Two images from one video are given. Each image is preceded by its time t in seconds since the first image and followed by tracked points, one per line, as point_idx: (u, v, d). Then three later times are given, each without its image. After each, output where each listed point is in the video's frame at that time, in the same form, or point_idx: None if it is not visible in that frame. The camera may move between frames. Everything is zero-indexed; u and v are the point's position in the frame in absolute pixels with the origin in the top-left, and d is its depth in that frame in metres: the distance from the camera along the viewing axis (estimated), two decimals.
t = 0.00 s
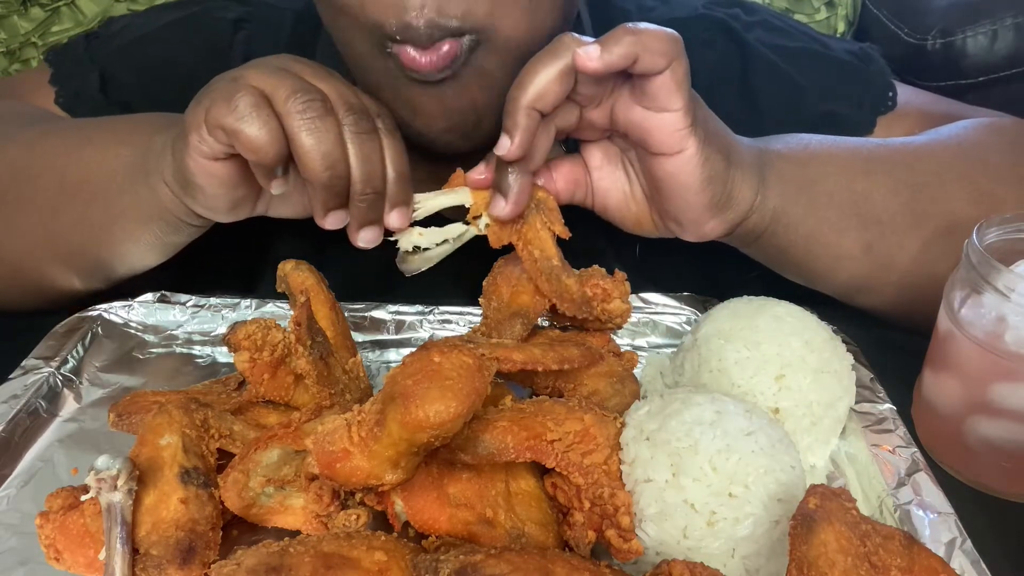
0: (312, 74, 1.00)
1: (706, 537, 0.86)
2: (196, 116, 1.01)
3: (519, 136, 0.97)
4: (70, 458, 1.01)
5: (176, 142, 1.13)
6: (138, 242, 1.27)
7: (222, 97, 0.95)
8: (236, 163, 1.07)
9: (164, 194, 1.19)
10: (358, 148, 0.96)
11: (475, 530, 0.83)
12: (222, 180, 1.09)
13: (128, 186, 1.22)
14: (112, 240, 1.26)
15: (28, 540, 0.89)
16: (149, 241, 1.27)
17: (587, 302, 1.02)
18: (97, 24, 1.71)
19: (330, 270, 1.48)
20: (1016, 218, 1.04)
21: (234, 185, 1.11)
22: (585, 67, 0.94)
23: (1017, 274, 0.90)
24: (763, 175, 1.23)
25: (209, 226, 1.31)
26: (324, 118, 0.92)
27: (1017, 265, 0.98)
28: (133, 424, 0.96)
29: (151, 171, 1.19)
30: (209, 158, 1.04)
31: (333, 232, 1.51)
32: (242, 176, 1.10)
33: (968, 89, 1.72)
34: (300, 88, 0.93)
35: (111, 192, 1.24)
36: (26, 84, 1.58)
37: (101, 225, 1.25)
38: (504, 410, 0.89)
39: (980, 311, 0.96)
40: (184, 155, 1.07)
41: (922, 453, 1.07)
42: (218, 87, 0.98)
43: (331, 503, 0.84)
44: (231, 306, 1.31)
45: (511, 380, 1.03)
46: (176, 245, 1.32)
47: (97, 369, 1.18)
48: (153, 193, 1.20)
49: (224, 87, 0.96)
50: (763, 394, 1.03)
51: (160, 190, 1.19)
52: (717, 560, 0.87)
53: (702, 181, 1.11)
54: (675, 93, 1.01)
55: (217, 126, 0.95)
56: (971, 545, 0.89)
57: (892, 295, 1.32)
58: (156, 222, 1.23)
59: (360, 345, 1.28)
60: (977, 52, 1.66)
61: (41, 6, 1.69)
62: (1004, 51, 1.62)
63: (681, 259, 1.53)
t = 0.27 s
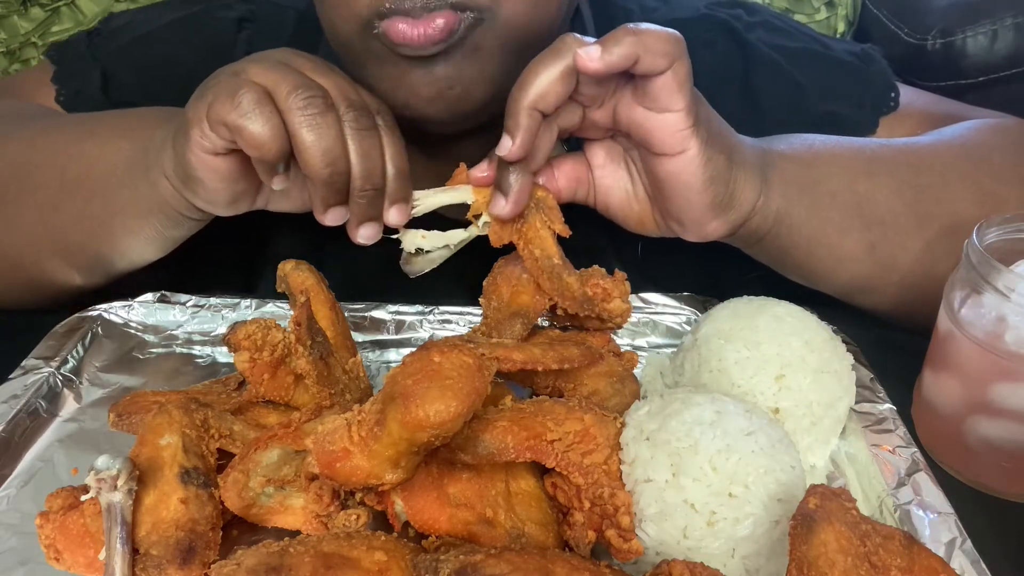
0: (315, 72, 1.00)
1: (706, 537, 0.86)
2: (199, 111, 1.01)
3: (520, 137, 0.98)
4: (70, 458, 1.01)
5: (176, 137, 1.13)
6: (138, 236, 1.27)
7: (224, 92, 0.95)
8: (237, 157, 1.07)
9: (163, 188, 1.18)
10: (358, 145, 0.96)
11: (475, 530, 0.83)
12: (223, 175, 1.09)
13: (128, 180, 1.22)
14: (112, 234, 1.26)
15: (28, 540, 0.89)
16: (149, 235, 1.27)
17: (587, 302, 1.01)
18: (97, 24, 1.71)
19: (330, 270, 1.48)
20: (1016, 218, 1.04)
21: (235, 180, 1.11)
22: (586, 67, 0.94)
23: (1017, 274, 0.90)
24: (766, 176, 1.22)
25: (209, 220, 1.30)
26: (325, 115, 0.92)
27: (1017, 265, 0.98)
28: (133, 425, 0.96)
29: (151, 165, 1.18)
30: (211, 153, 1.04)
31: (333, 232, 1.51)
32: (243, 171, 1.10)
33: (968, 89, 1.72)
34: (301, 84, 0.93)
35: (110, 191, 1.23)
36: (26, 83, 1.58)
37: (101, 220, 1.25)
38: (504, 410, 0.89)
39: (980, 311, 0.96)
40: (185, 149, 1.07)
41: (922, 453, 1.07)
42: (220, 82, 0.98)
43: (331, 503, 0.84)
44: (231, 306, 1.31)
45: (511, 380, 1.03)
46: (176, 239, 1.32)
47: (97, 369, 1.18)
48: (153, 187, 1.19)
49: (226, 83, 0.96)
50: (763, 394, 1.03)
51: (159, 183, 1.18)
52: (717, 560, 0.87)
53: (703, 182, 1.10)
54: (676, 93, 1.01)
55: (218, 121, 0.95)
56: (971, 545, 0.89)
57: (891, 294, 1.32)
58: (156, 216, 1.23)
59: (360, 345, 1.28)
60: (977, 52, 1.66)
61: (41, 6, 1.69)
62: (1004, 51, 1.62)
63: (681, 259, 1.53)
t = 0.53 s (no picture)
0: (316, 73, 1.00)
1: (706, 537, 0.86)
2: (200, 112, 1.01)
3: (526, 132, 0.98)
4: (70, 458, 1.01)
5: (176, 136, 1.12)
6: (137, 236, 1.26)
7: (226, 92, 0.95)
8: (238, 157, 1.07)
9: (164, 187, 1.18)
10: (358, 145, 0.96)
11: (475, 530, 0.83)
12: (224, 174, 1.08)
13: (129, 179, 1.21)
14: (113, 233, 1.26)
15: (28, 540, 0.89)
16: (150, 234, 1.27)
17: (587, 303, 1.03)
18: (97, 24, 1.71)
19: (330, 269, 1.48)
20: (1016, 218, 1.04)
21: (236, 179, 1.11)
22: (588, 55, 0.95)
23: (1017, 274, 0.90)
24: (767, 172, 1.22)
25: (209, 219, 1.30)
26: (325, 116, 0.92)
27: (1017, 265, 0.98)
28: (133, 424, 0.96)
29: (152, 164, 1.18)
30: (212, 152, 1.04)
31: (333, 232, 1.51)
32: (245, 170, 1.10)
33: (968, 89, 1.72)
34: (302, 85, 0.93)
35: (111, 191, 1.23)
36: (26, 82, 1.58)
37: (101, 218, 1.25)
38: (504, 410, 0.89)
39: (980, 311, 0.96)
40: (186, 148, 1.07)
41: (922, 453, 1.07)
42: (222, 83, 0.98)
43: (331, 503, 0.84)
44: (231, 306, 1.31)
45: (511, 380, 1.03)
46: (177, 238, 1.32)
47: (97, 370, 1.18)
48: (154, 186, 1.19)
49: (228, 83, 0.96)
50: (763, 394, 1.03)
51: (159, 182, 1.18)
52: (717, 560, 0.87)
53: (706, 172, 1.10)
54: (677, 81, 1.01)
55: (219, 121, 0.96)
56: (971, 545, 0.89)
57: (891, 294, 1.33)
58: (156, 215, 1.23)
59: (360, 345, 1.28)
60: (977, 52, 1.66)
61: (41, 6, 1.69)
62: (1004, 51, 1.62)
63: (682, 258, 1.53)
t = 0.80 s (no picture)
0: (321, 73, 1.00)
1: (706, 537, 0.86)
2: (203, 107, 1.01)
3: (532, 125, 0.97)
4: (70, 458, 1.01)
5: (179, 136, 1.13)
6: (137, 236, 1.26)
7: (231, 89, 0.95)
8: (241, 154, 1.06)
9: (167, 186, 1.19)
10: (360, 144, 0.96)
11: (475, 530, 0.83)
12: (224, 170, 1.08)
13: (131, 178, 1.22)
14: (115, 233, 1.26)
15: (28, 540, 0.89)
16: (152, 234, 1.27)
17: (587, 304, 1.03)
18: (97, 24, 1.71)
19: (330, 269, 1.48)
20: (1016, 218, 1.04)
21: (238, 176, 1.10)
22: (590, 45, 0.96)
23: (1017, 274, 0.90)
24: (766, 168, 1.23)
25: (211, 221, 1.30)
26: (329, 114, 0.93)
27: (1017, 265, 0.98)
28: (133, 425, 0.96)
29: (156, 162, 1.19)
30: (214, 149, 1.04)
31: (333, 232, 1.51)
32: (245, 168, 1.09)
33: (968, 89, 1.72)
34: (307, 83, 0.94)
35: (111, 191, 1.24)
36: (26, 82, 1.58)
37: (103, 218, 1.25)
38: (504, 410, 0.89)
39: (980, 311, 0.96)
40: (189, 145, 1.06)
41: (922, 453, 1.07)
42: (227, 80, 0.98)
43: (331, 503, 0.84)
44: (231, 306, 1.31)
45: (511, 380, 1.03)
46: (179, 239, 1.32)
47: (97, 370, 1.18)
48: (157, 185, 1.19)
49: (233, 80, 0.96)
50: (763, 394, 1.03)
51: (163, 181, 1.19)
52: (717, 560, 0.87)
53: (708, 160, 1.09)
54: (674, 67, 1.02)
55: (223, 117, 0.95)
56: (971, 545, 0.89)
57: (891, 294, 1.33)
58: (158, 214, 1.23)
59: (360, 345, 1.28)
60: (977, 52, 1.66)
61: (41, 6, 1.69)
62: (1004, 51, 1.62)
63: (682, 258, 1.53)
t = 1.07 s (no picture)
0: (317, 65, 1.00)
1: (706, 537, 0.86)
2: (202, 102, 1.01)
3: (532, 111, 0.96)
4: (70, 458, 1.01)
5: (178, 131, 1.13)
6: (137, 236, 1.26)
7: (228, 82, 0.95)
8: (239, 148, 1.06)
9: (166, 182, 1.19)
10: (357, 136, 0.95)
11: (475, 530, 0.83)
12: (223, 164, 1.08)
13: (130, 175, 1.22)
14: (115, 230, 1.26)
15: (28, 540, 0.89)
16: (151, 231, 1.27)
17: (587, 304, 1.03)
18: (97, 24, 1.71)
19: (330, 269, 1.48)
20: (1016, 218, 1.04)
21: (238, 170, 1.10)
22: (590, 34, 0.96)
23: (1017, 274, 0.90)
24: (766, 165, 1.23)
25: (210, 216, 1.30)
26: (325, 105, 0.92)
27: (1018, 265, 0.98)
28: (133, 425, 0.96)
29: (154, 157, 1.19)
30: (213, 143, 1.04)
31: (333, 232, 1.51)
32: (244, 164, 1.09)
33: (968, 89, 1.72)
34: (303, 75, 0.93)
35: (111, 190, 1.23)
36: (26, 82, 1.58)
37: (103, 215, 1.25)
38: (504, 410, 0.89)
39: (980, 311, 0.96)
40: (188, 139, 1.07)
41: (922, 453, 1.07)
42: (225, 73, 0.98)
43: (331, 503, 0.84)
44: (231, 305, 1.31)
45: (511, 380, 1.03)
46: (179, 235, 1.31)
47: (97, 369, 1.18)
48: (156, 181, 1.19)
49: (230, 73, 0.96)
50: (763, 394, 1.03)
51: (162, 177, 1.18)
52: (717, 560, 0.87)
53: (707, 154, 1.09)
54: (675, 57, 1.02)
55: (221, 110, 0.95)
56: (971, 545, 0.89)
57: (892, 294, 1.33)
58: (158, 211, 1.23)
59: (360, 345, 1.28)
60: (977, 52, 1.66)
61: (41, 6, 1.69)
62: (1004, 51, 1.62)
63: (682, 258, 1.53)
